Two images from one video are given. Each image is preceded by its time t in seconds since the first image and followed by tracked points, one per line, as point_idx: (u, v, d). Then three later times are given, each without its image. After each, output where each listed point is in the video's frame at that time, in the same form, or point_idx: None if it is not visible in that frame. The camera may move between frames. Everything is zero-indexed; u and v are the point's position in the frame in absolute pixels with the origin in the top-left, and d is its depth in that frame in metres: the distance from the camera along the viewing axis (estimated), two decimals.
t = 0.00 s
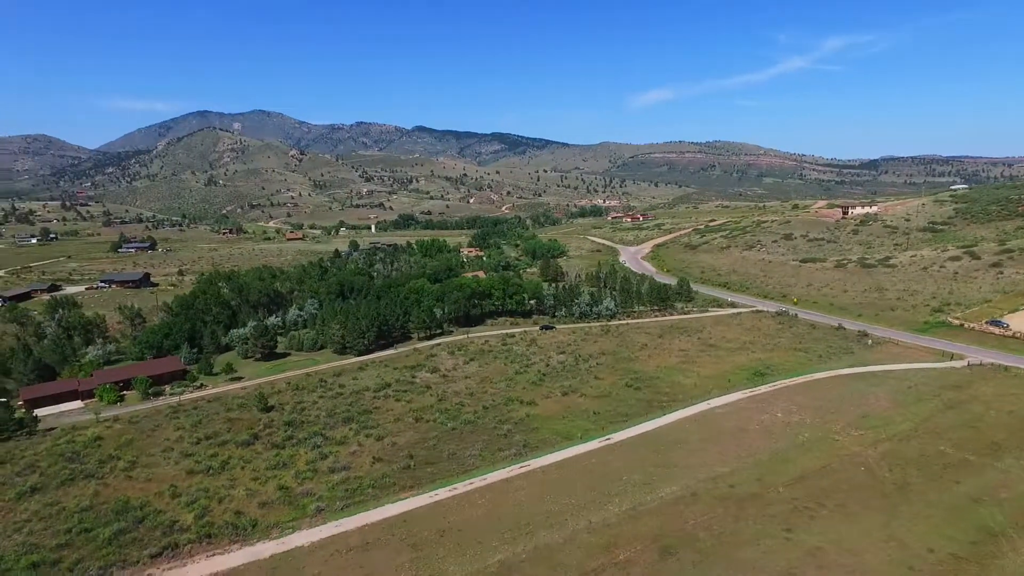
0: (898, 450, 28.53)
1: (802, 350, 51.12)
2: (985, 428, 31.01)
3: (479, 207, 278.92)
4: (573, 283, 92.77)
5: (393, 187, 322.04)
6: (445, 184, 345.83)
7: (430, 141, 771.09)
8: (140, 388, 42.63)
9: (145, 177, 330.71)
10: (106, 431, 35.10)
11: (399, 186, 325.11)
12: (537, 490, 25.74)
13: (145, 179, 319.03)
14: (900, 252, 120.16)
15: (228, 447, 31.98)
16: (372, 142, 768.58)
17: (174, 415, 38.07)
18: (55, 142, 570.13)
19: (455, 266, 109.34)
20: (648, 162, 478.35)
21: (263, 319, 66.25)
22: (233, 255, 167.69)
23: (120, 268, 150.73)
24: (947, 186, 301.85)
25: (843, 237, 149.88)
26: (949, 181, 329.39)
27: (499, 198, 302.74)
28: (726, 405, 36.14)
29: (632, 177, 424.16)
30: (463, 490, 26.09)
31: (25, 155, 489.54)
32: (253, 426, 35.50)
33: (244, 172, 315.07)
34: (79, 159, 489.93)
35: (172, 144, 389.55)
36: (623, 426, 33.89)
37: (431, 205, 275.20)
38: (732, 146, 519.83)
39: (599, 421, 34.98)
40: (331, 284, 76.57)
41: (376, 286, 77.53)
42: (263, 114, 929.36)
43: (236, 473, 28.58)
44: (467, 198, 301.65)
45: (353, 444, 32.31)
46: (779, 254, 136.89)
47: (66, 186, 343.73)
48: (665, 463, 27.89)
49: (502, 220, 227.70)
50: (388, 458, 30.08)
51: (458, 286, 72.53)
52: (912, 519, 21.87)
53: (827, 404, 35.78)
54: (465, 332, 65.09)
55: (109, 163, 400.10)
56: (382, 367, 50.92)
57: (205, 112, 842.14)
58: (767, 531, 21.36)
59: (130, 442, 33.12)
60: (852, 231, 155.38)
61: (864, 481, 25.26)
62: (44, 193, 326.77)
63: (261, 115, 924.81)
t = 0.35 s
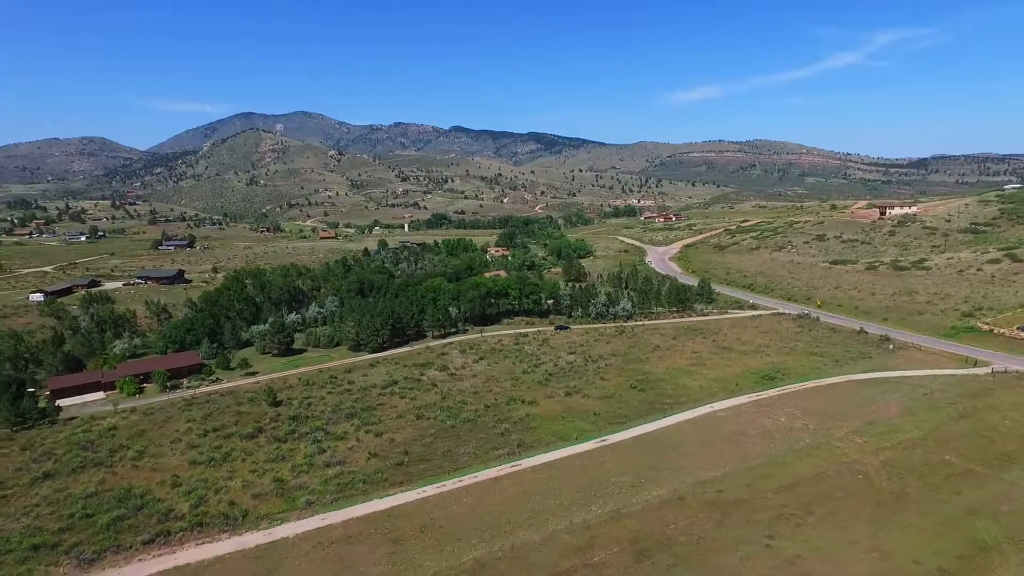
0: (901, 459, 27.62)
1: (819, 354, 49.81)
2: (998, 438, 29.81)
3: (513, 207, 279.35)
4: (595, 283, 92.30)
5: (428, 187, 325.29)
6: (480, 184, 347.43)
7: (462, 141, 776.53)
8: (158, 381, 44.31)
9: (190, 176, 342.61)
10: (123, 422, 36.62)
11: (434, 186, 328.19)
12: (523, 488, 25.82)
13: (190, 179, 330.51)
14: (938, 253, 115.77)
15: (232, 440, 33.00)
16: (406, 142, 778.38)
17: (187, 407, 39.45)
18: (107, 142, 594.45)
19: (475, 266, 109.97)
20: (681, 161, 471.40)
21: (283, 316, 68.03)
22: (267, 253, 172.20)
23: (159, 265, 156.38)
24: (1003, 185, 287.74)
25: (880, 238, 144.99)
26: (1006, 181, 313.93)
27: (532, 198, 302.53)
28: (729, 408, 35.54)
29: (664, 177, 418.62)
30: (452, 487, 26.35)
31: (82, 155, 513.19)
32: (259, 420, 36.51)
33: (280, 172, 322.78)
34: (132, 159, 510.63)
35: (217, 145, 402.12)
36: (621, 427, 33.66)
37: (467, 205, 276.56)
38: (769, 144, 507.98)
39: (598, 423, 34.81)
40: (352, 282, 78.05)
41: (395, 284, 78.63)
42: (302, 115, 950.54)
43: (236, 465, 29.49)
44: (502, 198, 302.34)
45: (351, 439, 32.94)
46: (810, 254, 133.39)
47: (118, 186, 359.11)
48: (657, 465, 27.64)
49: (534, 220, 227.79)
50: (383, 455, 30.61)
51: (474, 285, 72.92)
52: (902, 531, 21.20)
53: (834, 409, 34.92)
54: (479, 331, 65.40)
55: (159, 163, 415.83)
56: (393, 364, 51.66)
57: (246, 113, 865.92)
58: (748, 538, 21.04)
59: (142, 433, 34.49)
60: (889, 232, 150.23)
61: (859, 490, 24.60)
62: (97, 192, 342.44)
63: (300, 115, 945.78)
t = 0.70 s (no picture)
0: (899, 466, 26.90)
1: (830, 357, 48.67)
2: (1005, 446, 28.79)
3: (541, 206, 279.33)
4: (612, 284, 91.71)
5: (458, 187, 327.37)
6: (509, 183, 347.97)
7: (490, 141, 778.52)
8: (172, 375, 45.74)
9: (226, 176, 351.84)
10: (134, 414, 37.93)
11: (464, 185, 330.21)
12: (509, 487, 25.92)
13: (225, 179, 339.48)
14: (971, 255, 111.81)
15: (236, 433, 33.92)
16: (434, 142, 784.37)
17: (196, 401, 40.67)
18: (147, 142, 613.31)
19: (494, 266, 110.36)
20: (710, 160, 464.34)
21: (299, 313, 69.34)
22: (294, 251, 175.47)
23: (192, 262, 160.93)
24: None
25: (911, 238, 140.70)
26: None
27: (561, 198, 301.81)
28: (728, 411, 35.10)
29: (692, 176, 412.99)
30: (439, 484, 26.61)
31: (126, 155, 531.57)
32: (264, 414, 37.44)
33: (309, 173, 328.44)
34: (174, 159, 526.62)
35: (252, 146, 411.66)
36: (617, 428, 33.52)
37: (493, 204, 277.66)
38: (801, 143, 496.79)
39: (594, 423, 34.71)
40: (367, 281, 79.24)
41: (409, 283, 79.52)
42: (332, 116, 966.09)
43: (233, 458, 30.30)
44: (530, 198, 302.63)
45: (348, 435, 33.50)
46: (836, 255, 130.16)
47: (159, 185, 371.19)
48: (646, 466, 27.52)
49: (561, 219, 227.30)
50: (377, 451, 31.06)
51: (486, 284, 73.09)
52: (887, 540, 20.69)
53: (837, 414, 34.18)
54: (489, 330, 65.63)
55: (198, 163, 427.71)
56: (400, 362, 52.29)
57: (279, 114, 883.51)
58: (726, 542, 20.80)
59: (150, 425, 35.73)
60: (921, 233, 145.61)
61: (849, 496, 24.08)
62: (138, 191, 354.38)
63: (333, 116, 961.66)
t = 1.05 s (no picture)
0: (890, 473, 26.38)
1: (838, 361, 47.66)
2: (1006, 454, 27.93)
3: (567, 206, 278.64)
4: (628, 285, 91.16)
5: (485, 186, 328.68)
6: (536, 183, 347.61)
7: (518, 140, 779.04)
8: (183, 370, 47.13)
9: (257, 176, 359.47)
10: (142, 406, 39.18)
11: (491, 185, 331.14)
12: (492, 485, 26.17)
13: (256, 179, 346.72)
14: (1002, 258, 108.12)
15: (236, 427, 34.84)
16: (460, 142, 788.67)
17: (203, 395, 41.84)
18: (183, 142, 629.87)
19: (509, 266, 110.65)
20: (736, 160, 457.31)
21: (312, 310, 70.77)
22: (317, 250, 178.34)
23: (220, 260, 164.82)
24: None
25: (939, 240, 136.61)
26: None
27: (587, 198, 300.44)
28: (724, 413, 34.77)
29: (718, 176, 407.16)
30: (425, 480, 26.97)
31: (163, 155, 546.97)
32: (265, 409, 38.34)
33: (334, 172, 332.94)
34: (209, 159, 539.45)
35: (283, 146, 419.37)
36: (609, 429, 33.52)
37: (518, 204, 277.76)
38: (831, 142, 485.71)
39: (588, 423, 34.71)
40: (380, 280, 80.34)
41: (421, 282, 80.37)
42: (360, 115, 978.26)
43: (230, 451, 31.14)
44: (556, 198, 301.91)
45: (343, 431, 34.11)
46: (860, 256, 127.12)
47: (194, 185, 380.97)
48: (631, 468, 27.47)
49: (585, 219, 226.44)
50: (369, 447, 31.58)
51: (495, 284, 73.35)
52: (864, 548, 20.34)
53: (836, 418, 33.57)
54: (497, 330, 65.82)
55: (232, 163, 437.60)
56: (405, 360, 52.91)
57: (310, 115, 898.82)
58: (699, 544, 20.71)
59: (156, 418, 36.90)
60: (950, 234, 141.25)
61: (833, 501, 23.71)
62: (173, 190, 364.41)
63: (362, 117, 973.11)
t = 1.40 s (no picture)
0: (878, 479, 25.91)
1: (843, 364, 46.80)
2: (1001, 462, 27.22)
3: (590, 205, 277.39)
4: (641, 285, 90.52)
5: (509, 186, 328.84)
6: (561, 182, 346.63)
7: (543, 140, 778.25)
8: (191, 365, 48.45)
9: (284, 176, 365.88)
10: (148, 401, 40.37)
11: (515, 185, 331.11)
12: (475, 483, 26.45)
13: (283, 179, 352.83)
14: None
15: (234, 422, 35.71)
16: (483, 142, 790.62)
17: (208, 390, 42.94)
18: (214, 142, 644.25)
19: (522, 266, 110.70)
20: (761, 159, 450.11)
21: (323, 309, 72.00)
22: (337, 249, 180.75)
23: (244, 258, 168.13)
24: None
25: (966, 241, 132.78)
26: None
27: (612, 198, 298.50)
28: (717, 416, 34.49)
29: (741, 175, 401.19)
30: (409, 478, 27.36)
31: (195, 155, 560.01)
32: (265, 405, 39.19)
33: (359, 172, 337.00)
34: (240, 159, 550.27)
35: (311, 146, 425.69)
36: (599, 430, 33.54)
37: (541, 203, 277.32)
38: (861, 141, 474.49)
39: (579, 424, 34.75)
40: (390, 279, 81.19)
41: (430, 281, 80.94)
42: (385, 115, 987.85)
43: (225, 446, 31.95)
44: (580, 197, 300.61)
45: (337, 428, 34.71)
46: (882, 257, 124.23)
47: (224, 185, 389.29)
48: (615, 469, 27.48)
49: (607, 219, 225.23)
50: (360, 443, 32.13)
51: (502, 283, 73.51)
52: (838, 555, 20.11)
53: (831, 422, 33.06)
54: (503, 330, 65.93)
55: (261, 163, 445.80)
56: (407, 359, 53.47)
57: (338, 115, 910.27)
58: (670, 547, 20.72)
59: (160, 412, 38.00)
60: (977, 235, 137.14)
61: (814, 506, 23.44)
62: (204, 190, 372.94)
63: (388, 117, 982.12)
